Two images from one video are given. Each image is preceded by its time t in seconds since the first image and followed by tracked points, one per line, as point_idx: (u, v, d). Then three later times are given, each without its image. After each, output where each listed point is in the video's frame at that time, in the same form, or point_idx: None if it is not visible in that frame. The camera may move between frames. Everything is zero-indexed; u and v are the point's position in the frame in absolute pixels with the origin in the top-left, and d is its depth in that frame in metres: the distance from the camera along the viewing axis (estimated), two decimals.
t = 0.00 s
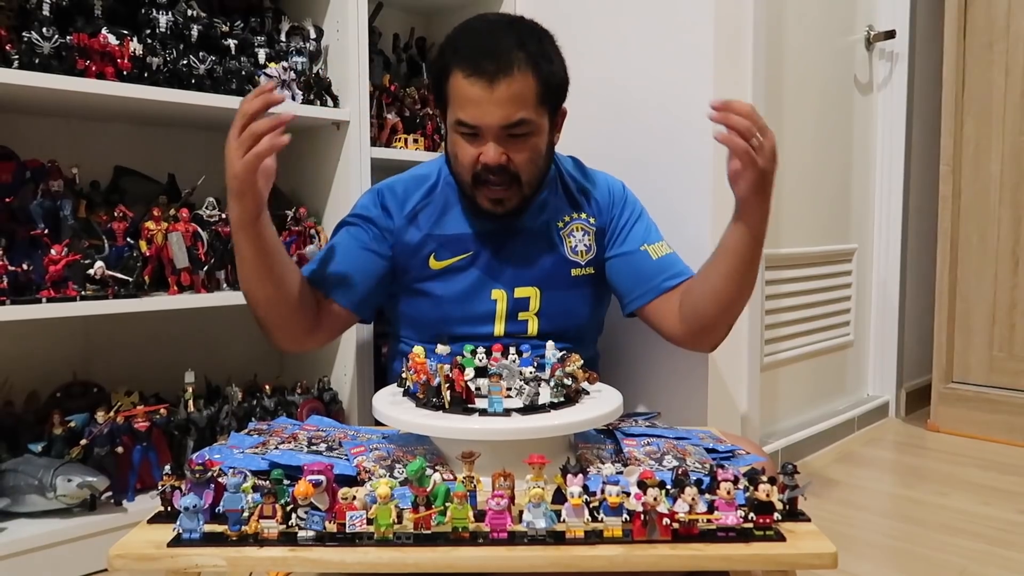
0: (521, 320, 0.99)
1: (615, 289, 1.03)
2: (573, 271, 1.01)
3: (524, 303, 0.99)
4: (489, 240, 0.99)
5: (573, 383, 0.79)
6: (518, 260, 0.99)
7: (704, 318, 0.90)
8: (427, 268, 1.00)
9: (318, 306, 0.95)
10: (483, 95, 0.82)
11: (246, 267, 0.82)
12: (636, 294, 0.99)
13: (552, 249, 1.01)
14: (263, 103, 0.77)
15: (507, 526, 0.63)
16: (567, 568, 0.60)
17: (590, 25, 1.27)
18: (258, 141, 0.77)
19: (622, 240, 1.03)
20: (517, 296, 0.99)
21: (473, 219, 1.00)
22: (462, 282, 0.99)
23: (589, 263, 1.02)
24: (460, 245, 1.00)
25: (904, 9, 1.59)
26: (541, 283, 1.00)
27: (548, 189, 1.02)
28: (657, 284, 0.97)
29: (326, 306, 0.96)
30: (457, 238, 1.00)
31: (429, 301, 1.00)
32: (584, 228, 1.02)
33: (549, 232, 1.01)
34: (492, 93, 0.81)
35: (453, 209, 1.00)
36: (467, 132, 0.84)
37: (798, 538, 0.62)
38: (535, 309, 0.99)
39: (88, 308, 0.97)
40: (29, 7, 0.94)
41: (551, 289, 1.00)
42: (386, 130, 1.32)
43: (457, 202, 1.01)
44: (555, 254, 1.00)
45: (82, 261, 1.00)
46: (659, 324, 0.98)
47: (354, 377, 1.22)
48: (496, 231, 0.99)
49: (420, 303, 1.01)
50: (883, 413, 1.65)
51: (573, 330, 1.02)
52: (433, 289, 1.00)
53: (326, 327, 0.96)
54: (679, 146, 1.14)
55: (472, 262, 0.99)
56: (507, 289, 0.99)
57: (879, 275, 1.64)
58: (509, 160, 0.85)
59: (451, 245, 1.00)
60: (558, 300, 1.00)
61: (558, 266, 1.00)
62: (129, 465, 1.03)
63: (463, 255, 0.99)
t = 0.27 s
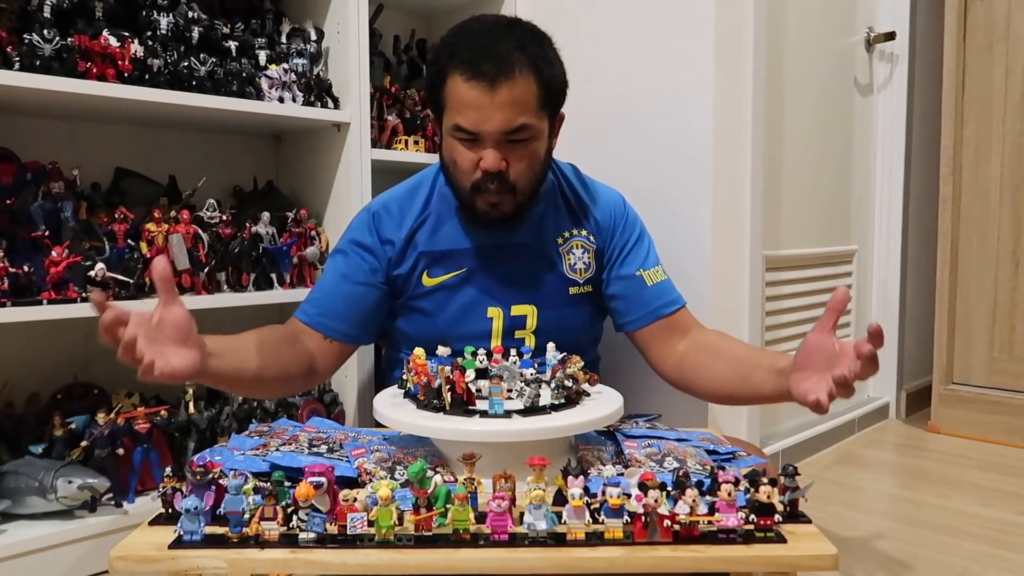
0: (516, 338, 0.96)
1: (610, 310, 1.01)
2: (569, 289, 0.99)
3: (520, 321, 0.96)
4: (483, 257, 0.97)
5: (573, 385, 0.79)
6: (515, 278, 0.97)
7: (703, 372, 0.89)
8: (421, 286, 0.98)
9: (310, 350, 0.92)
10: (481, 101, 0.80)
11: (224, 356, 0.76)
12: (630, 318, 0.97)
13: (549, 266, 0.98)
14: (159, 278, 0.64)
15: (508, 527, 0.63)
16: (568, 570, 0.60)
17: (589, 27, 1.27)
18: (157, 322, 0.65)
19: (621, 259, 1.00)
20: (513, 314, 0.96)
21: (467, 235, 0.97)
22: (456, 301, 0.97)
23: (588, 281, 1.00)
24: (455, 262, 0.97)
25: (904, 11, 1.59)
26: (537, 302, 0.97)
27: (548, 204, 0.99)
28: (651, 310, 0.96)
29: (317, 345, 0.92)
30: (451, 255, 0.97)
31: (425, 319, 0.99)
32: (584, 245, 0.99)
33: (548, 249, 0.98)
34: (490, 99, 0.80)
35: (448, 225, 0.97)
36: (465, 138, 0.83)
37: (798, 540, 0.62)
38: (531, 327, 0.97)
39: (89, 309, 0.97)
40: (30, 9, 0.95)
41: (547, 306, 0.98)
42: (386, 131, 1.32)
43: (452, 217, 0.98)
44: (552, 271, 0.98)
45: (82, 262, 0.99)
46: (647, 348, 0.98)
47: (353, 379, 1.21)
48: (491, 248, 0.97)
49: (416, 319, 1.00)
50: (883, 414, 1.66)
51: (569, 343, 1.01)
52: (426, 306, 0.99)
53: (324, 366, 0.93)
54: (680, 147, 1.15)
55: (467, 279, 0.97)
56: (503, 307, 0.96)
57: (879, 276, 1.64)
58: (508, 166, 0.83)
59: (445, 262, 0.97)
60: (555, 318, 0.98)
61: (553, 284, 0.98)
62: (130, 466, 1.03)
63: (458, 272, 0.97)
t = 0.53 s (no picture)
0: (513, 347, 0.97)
1: (611, 316, 1.01)
2: (567, 297, 0.99)
3: (518, 330, 0.96)
4: (479, 265, 0.96)
5: (574, 386, 0.79)
6: (511, 286, 0.97)
7: (708, 380, 0.89)
8: (417, 294, 0.98)
9: (304, 360, 0.94)
10: (477, 114, 0.79)
11: (218, 376, 0.80)
12: (631, 324, 0.97)
13: (546, 275, 0.98)
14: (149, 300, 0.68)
15: (509, 529, 0.63)
16: (568, 571, 0.60)
17: (590, 28, 1.27)
18: (150, 347, 0.70)
19: (621, 266, 1.00)
20: (510, 322, 0.96)
21: (464, 243, 0.97)
22: (453, 309, 0.97)
23: (587, 289, 1.00)
24: (451, 270, 0.97)
25: (904, 12, 1.59)
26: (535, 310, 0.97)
27: (545, 210, 0.99)
28: (654, 316, 0.96)
29: (311, 355, 0.95)
30: (447, 264, 0.97)
31: (421, 327, 0.99)
32: (583, 253, 0.99)
33: (544, 257, 0.98)
34: (486, 111, 0.79)
35: (445, 232, 0.97)
36: (460, 148, 0.83)
37: (799, 541, 0.62)
38: (529, 335, 0.97)
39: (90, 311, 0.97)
40: (31, 10, 0.95)
41: (545, 315, 0.98)
42: (387, 132, 1.32)
43: (448, 224, 0.97)
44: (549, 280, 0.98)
45: (83, 264, 1.00)
46: (651, 353, 0.97)
47: (354, 380, 1.21)
48: (487, 256, 0.96)
49: (413, 327, 1.00)
50: (884, 415, 1.66)
51: (569, 346, 1.01)
52: (422, 313, 0.99)
53: (319, 375, 0.96)
54: (681, 148, 1.15)
55: (463, 288, 0.97)
56: (500, 315, 0.96)
57: (880, 276, 1.63)
58: (505, 176, 0.84)
59: (440, 269, 0.97)
60: (552, 326, 0.98)
61: (552, 293, 0.98)
62: (131, 468, 1.03)
63: (454, 281, 0.97)
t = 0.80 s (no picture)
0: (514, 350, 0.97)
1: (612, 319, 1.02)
2: (567, 301, 0.99)
3: (519, 333, 0.97)
4: (480, 269, 0.96)
5: (575, 387, 0.79)
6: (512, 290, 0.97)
7: (710, 383, 0.89)
8: (418, 299, 0.98)
9: (308, 367, 0.94)
10: (478, 108, 0.80)
11: (224, 389, 0.80)
12: (633, 327, 0.97)
13: (547, 278, 0.98)
14: (157, 314, 0.68)
15: (510, 529, 0.63)
16: (570, 572, 0.59)
17: (590, 29, 1.27)
18: (158, 362, 0.70)
19: (622, 269, 1.00)
20: (511, 326, 0.96)
21: (465, 247, 0.97)
22: (454, 314, 0.97)
23: (587, 292, 1.00)
24: (452, 275, 0.97)
25: (905, 13, 1.59)
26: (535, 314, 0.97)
27: (545, 213, 0.99)
28: (656, 319, 0.96)
29: (314, 361, 0.94)
30: (448, 268, 0.97)
31: (422, 331, 0.99)
32: (583, 256, 0.99)
33: (545, 260, 0.98)
34: (487, 105, 0.79)
35: (446, 236, 0.97)
36: (462, 145, 0.82)
37: (801, 542, 0.62)
38: (530, 339, 0.97)
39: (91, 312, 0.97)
40: (33, 11, 0.95)
41: (545, 319, 0.98)
42: (388, 133, 1.32)
43: (449, 228, 0.97)
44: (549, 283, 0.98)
45: (84, 264, 1.00)
46: (653, 355, 0.98)
47: (354, 381, 1.21)
48: (487, 260, 0.96)
49: (414, 332, 1.00)
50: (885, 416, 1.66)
51: (570, 348, 1.01)
52: (423, 318, 0.99)
53: (323, 380, 0.96)
54: (682, 149, 1.15)
55: (463, 292, 0.97)
56: (501, 319, 0.96)
57: (881, 277, 1.63)
58: (507, 174, 0.83)
59: (442, 274, 0.97)
60: (552, 330, 0.99)
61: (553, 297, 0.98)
62: (132, 470, 1.03)
63: (454, 285, 0.97)
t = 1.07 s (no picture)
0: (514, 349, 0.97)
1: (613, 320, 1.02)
2: (567, 300, 0.99)
3: (519, 332, 0.97)
4: (480, 267, 0.96)
5: (575, 388, 0.79)
6: (512, 288, 0.96)
7: (711, 384, 0.90)
8: (418, 298, 0.98)
9: (305, 366, 0.94)
10: (483, 59, 0.86)
11: (218, 385, 0.81)
12: (635, 329, 0.97)
13: (547, 277, 0.97)
14: (151, 309, 0.69)
15: (511, 531, 0.63)
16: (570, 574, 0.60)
17: (591, 30, 1.27)
18: (152, 357, 0.70)
19: (623, 269, 1.00)
20: (511, 325, 0.97)
21: (465, 245, 0.97)
22: (454, 312, 0.97)
23: (587, 292, 0.99)
24: (452, 273, 0.97)
25: (905, 14, 1.59)
26: (536, 313, 0.97)
27: (544, 212, 0.99)
28: (656, 320, 0.96)
29: (312, 360, 0.95)
30: (448, 266, 0.97)
31: (422, 330, 0.99)
32: (583, 255, 0.99)
33: (545, 258, 0.97)
34: (492, 58, 0.86)
35: (446, 235, 0.97)
36: (465, 102, 0.87)
37: (801, 544, 0.62)
38: (530, 338, 0.97)
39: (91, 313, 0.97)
40: (34, 13, 0.95)
41: (545, 318, 0.98)
42: (388, 134, 1.32)
43: (449, 226, 0.97)
44: (548, 282, 0.97)
45: (85, 266, 1.00)
46: (654, 357, 0.98)
47: (354, 383, 1.21)
48: (487, 258, 0.96)
49: (414, 331, 1.00)
50: (885, 417, 1.66)
51: (570, 348, 1.01)
52: (423, 317, 0.99)
53: (320, 380, 0.96)
54: (682, 150, 1.15)
55: (463, 291, 0.97)
56: (501, 317, 0.96)
57: (881, 279, 1.63)
58: (509, 131, 0.86)
59: (441, 272, 0.97)
60: (552, 329, 0.98)
61: (554, 296, 0.98)
62: (133, 470, 1.03)
63: (454, 284, 0.97)
